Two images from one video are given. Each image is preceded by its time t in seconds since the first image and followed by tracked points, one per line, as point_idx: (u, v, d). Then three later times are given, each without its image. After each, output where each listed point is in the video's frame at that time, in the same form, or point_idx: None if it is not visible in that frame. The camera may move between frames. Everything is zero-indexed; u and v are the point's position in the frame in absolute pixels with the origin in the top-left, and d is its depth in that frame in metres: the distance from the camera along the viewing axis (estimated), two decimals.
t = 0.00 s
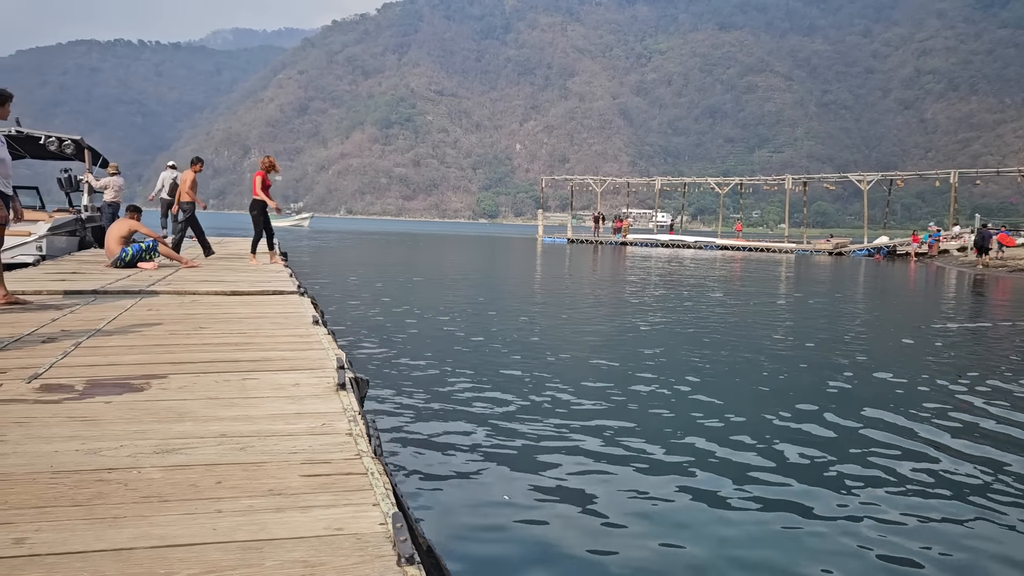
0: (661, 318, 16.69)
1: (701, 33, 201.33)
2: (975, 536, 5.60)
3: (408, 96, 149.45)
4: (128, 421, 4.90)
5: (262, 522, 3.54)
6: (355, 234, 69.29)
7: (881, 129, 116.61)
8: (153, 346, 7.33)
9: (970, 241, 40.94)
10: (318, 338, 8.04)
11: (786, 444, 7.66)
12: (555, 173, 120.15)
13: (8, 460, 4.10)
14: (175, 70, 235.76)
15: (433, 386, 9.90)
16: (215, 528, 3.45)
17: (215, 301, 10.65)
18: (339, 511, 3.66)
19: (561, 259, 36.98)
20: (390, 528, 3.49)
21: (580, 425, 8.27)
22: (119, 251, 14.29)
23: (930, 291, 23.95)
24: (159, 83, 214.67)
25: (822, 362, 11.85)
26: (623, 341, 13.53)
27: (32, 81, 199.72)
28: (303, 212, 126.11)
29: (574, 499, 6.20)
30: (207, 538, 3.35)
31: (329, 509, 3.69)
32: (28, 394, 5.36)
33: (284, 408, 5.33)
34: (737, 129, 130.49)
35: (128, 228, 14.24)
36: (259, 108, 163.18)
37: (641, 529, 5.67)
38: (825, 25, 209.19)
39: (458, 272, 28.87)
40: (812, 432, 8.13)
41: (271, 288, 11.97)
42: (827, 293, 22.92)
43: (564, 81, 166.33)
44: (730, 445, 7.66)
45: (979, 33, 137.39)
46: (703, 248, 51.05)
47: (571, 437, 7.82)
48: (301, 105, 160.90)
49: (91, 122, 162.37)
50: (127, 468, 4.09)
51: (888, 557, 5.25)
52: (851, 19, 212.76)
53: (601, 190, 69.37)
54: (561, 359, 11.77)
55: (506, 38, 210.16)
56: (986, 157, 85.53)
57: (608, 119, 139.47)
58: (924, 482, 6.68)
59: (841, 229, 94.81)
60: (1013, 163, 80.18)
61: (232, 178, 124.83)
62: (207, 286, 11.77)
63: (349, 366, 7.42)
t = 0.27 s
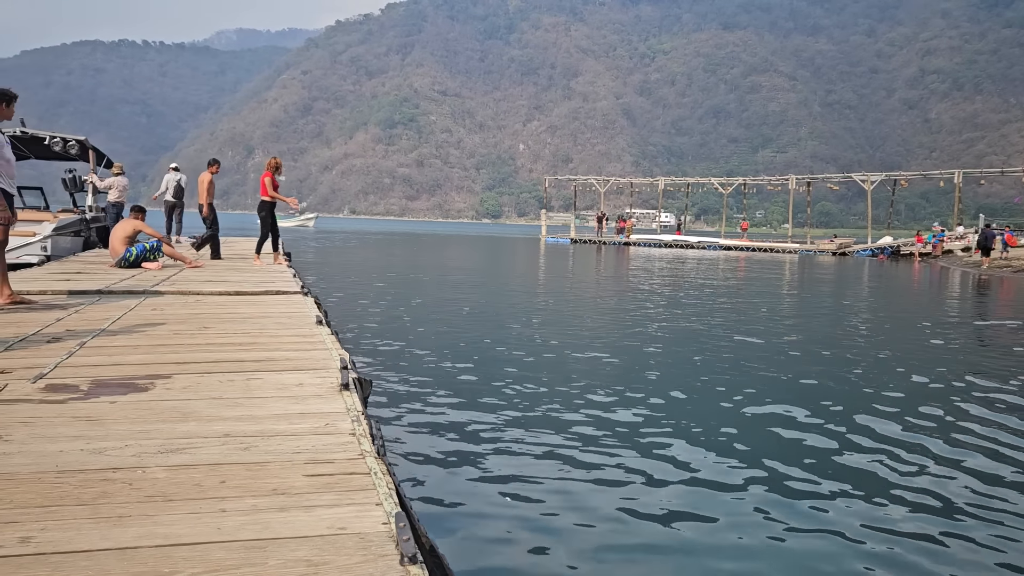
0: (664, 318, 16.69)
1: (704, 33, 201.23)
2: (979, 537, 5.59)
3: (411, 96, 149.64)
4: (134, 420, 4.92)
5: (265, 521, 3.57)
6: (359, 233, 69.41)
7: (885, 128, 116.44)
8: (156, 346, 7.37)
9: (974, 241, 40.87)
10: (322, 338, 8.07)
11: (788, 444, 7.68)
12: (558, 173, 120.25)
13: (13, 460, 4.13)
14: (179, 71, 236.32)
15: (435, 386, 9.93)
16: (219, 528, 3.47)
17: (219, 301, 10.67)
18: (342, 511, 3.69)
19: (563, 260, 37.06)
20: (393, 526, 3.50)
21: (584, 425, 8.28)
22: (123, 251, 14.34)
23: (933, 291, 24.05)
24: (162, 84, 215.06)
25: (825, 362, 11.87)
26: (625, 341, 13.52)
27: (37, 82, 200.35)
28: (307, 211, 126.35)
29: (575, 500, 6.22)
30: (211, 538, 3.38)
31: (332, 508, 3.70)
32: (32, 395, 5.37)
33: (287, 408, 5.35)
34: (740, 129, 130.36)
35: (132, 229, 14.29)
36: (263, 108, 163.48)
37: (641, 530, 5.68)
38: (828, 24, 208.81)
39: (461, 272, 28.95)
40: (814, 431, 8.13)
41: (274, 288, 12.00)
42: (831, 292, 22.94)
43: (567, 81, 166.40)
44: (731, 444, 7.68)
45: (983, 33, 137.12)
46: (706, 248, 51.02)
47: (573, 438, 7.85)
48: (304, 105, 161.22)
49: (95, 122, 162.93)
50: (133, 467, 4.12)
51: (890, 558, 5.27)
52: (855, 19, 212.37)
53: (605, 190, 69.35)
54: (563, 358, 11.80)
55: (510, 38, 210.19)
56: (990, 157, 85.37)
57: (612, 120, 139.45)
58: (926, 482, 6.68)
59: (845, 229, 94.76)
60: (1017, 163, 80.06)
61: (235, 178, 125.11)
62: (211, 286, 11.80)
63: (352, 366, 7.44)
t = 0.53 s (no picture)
0: (666, 318, 16.68)
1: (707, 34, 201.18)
2: (977, 534, 5.60)
3: (414, 97, 149.72)
4: (137, 421, 4.92)
5: (269, 521, 3.57)
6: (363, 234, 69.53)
7: (888, 128, 116.27)
8: (160, 346, 7.38)
9: (977, 241, 40.85)
10: (324, 337, 8.09)
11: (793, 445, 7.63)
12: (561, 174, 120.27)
13: (18, 460, 4.14)
14: (182, 71, 236.59)
15: (439, 387, 9.90)
16: (222, 528, 3.48)
17: (222, 302, 10.68)
18: (346, 510, 3.68)
19: (565, 260, 37.14)
20: (396, 527, 3.50)
21: (585, 426, 8.27)
22: (126, 252, 14.35)
23: (935, 291, 24.17)
24: (166, 84, 215.41)
25: (829, 364, 11.82)
26: (628, 341, 13.50)
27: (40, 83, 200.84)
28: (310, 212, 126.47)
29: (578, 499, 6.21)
30: (216, 537, 3.38)
31: (336, 508, 3.71)
32: (36, 394, 5.38)
33: (290, 408, 5.35)
34: (743, 129, 130.27)
35: (136, 229, 14.30)
36: (265, 109, 163.77)
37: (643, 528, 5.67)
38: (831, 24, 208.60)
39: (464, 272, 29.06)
40: (817, 431, 8.12)
41: (277, 288, 12.00)
42: (833, 294, 23.01)
43: (570, 82, 166.51)
44: (735, 443, 7.68)
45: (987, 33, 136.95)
46: (709, 249, 51.02)
47: (577, 437, 7.82)
48: (307, 105, 161.47)
49: (99, 123, 163.29)
50: (137, 467, 4.12)
51: (891, 554, 5.27)
52: (858, 19, 212.14)
53: (607, 190, 69.28)
54: (567, 359, 11.81)
55: (513, 38, 210.19)
56: (994, 157, 85.23)
57: (615, 120, 139.37)
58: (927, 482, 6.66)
59: (848, 229, 94.65)
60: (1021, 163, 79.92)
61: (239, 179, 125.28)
62: (214, 286, 11.81)
63: (354, 366, 7.43)
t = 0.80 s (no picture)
0: (666, 319, 16.73)
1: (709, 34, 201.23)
2: (974, 536, 5.60)
3: (416, 97, 149.90)
4: (141, 420, 4.93)
5: (272, 521, 3.57)
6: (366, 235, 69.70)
7: (890, 129, 116.20)
8: (164, 346, 7.39)
9: (980, 241, 40.89)
10: (326, 337, 8.11)
11: (794, 446, 7.65)
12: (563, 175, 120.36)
13: (22, 458, 4.15)
14: (184, 72, 236.91)
15: (442, 386, 9.93)
16: (225, 527, 3.48)
17: (224, 302, 10.70)
18: (349, 510, 3.69)
19: (568, 260, 37.26)
20: (400, 526, 3.51)
21: (586, 425, 8.29)
22: (130, 252, 14.34)
23: (934, 290, 24.37)
24: (168, 84, 215.74)
25: (831, 364, 11.83)
26: (629, 342, 13.53)
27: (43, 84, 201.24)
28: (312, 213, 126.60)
29: (577, 500, 6.22)
30: (219, 537, 3.38)
31: (339, 508, 3.72)
32: (40, 394, 5.40)
33: (293, 408, 5.35)
34: (745, 129, 130.26)
35: (139, 229, 14.30)
36: (268, 109, 163.96)
37: (643, 530, 5.68)
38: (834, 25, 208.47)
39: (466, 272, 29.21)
40: (818, 432, 8.13)
41: (279, 289, 12.00)
42: (835, 294, 23.11)
43: (572, 82, 166.62)
44: (736, 444, 7.69)
45: (990, 33, 136.80)
46: (712, 249, 51.05)
47: (579, 436, 7.84)
48: (310, 106, 161.71)
49: (102, 124, 163.54)
50: (140, 467, 4.14)
51: (890, 555, 5.27)
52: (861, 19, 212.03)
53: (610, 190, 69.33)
54: (569, 359, 11.83)
55: (515, 39, 210.36)
56: (997, 157, 85.16)
57: (616, 120, 139.41)
58: (927, 482, 6.67)
59: (851, 230, 94.62)
60: None
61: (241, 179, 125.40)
62: (216, 287, 11.84)
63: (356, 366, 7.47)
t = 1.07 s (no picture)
0: (666, 319, 16.73)
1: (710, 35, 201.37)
2: (973, 536, 5.61)
3: (416, 98, 150.10)
4: (143, 420, 4.93)
5: (276, 521, 3.57)
6: (367, 236, 69.90)
7: (891, 129, 116.25)
8: (165, 346, 7.40)
9: (981, 242, 40.84)
10: (328, 338, 8.11)
11: (794, 446, 7.68)
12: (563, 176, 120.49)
13: (26, 458, 4.16)
14: (185, 73, 236.92)
15: (442, 386, 9.97)
16: (230, 527, 3.48)
17: (224, 303, 10.70)
18: (353, 510, 3.70)
19: (570, 260, 37.39)
20: (403, 527, 3.51)
21: (585, 424, 8.32)
22: (131, 253, 14.35)
23: (936, 291, 24.46)
24: (169, 86, 215.86)
25: (831, 365, 11.85)
26: (631, 342, 13.53)
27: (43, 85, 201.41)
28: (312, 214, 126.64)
29: (578, 500, 6.24)
30: (222, 536, 3.39)
31: (342, 508, 3.73)
32: (43, 394, 5.40)
33: (296, 407, 5.36)
34: (746, 130, 130.29)
35: (140, 230, 14.33)
36: (268, 110, 164.16)
37: (642, 530, 5.70)
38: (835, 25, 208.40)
39: (468, 273, 29.33)
40: (817, 432, 8.15)
41: (281, 290, 11.97)
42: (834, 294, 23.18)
43: (572, 83, 166.70)
44: (736, 445, 7.71)
45: (991, 34, 136.89)
46: (712, 250, 51.06)
47: (579, 437, 7.87)
48: (310, 107, 161.85)
49: (102, 125, 163.78)
50: (143, 466, 4.14)
51: (885, 558, 5.29)
52: (861, 19, 211.92)
53: (609, 191, 69.27)
54: (569, 359, 11.89)
55: (516, 39, 210.58)
56: (997, 158, 85.20)
57: (617, 121, 139.41)
58: (924, 483, 6.69)
59: (851, 231, 94.71)
60: None
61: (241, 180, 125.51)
62: (217, 287, 11.82)
63: (359, 366, 7.48)
